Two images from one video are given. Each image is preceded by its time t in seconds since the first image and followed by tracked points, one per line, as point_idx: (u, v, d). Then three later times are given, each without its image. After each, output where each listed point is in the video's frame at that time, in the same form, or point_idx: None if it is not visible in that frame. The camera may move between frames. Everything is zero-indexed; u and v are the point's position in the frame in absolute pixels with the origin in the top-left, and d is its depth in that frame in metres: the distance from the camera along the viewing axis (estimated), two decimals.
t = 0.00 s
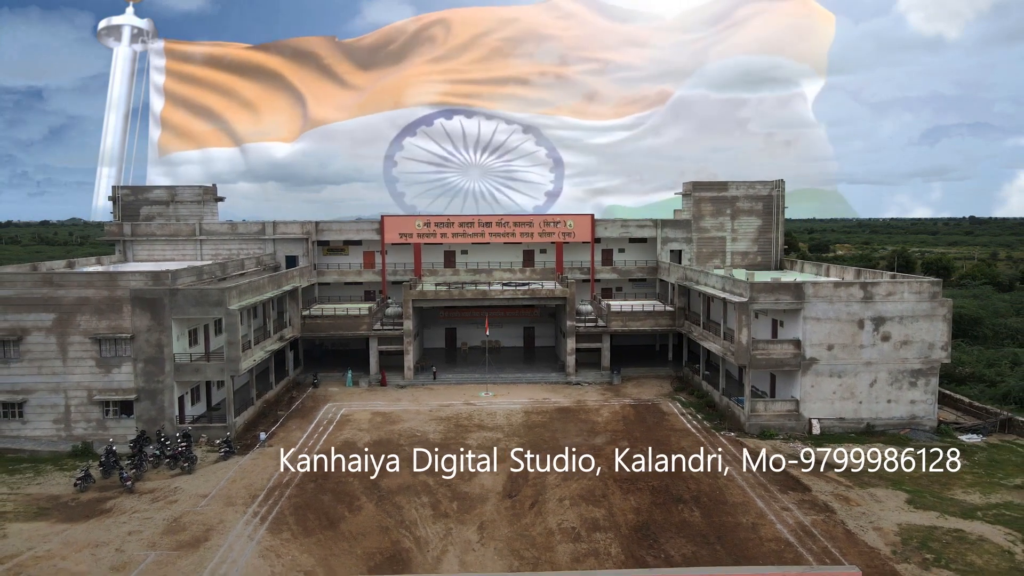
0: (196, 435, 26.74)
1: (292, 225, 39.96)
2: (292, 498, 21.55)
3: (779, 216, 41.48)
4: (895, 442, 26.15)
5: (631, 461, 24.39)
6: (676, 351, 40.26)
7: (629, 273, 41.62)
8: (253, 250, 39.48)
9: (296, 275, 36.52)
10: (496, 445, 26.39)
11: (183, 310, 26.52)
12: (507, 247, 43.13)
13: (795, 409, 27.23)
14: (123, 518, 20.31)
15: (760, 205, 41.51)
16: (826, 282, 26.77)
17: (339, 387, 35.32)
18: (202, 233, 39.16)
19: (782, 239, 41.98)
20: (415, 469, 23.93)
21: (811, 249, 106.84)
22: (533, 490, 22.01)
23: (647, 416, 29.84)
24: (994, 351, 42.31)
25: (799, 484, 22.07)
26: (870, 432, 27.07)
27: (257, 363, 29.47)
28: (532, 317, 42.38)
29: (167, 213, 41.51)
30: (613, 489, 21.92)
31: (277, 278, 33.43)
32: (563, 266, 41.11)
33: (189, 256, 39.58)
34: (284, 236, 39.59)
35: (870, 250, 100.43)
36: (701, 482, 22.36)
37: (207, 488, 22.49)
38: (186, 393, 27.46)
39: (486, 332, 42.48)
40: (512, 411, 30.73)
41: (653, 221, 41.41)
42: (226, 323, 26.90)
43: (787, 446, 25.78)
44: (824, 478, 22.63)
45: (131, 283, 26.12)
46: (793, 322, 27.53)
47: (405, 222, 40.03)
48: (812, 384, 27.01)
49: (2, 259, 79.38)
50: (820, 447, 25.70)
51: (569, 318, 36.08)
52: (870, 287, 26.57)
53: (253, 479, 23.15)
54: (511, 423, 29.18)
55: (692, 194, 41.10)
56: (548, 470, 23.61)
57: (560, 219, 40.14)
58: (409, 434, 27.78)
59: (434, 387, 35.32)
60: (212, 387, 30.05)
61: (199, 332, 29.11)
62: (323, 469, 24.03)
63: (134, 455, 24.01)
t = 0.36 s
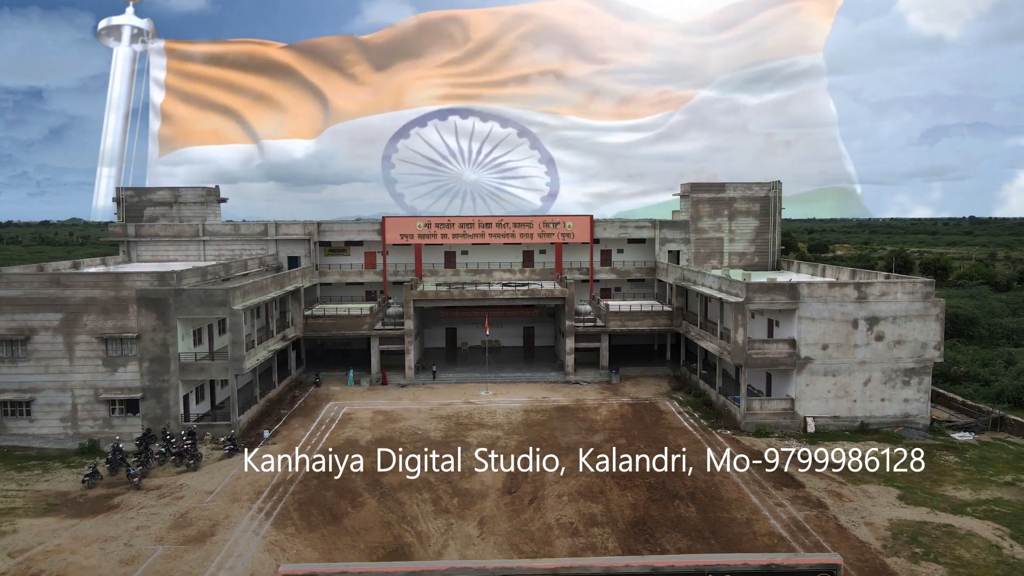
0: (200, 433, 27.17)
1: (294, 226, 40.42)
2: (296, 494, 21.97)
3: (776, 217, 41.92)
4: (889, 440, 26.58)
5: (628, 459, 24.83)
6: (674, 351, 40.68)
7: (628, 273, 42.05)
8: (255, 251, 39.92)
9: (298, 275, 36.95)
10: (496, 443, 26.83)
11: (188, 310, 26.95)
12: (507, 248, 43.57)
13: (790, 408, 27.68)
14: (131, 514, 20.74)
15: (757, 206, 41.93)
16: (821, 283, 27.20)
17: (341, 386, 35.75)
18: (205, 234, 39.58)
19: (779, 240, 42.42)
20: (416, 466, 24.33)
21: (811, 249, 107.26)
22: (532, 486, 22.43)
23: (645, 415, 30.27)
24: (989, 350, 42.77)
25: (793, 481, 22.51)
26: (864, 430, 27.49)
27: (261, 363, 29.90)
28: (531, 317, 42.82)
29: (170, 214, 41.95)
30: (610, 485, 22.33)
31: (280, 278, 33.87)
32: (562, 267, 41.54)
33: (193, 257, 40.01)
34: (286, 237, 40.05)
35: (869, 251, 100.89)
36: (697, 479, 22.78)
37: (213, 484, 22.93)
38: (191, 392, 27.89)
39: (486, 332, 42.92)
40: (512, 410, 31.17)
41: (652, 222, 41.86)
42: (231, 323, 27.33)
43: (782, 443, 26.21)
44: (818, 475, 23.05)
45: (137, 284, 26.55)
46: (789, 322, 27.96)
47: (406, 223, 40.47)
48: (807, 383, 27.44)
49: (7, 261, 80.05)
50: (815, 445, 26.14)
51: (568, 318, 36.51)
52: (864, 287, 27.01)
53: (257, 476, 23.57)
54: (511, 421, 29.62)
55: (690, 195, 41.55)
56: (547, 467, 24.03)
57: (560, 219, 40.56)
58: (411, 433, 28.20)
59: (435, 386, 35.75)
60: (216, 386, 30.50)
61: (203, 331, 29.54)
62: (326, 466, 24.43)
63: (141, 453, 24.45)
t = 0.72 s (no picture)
0: (205, 431, 27.66)
1: (297, 227, 40.92)
2: (300, 490, 22.46)
3: (773, 218, 42.37)
4: (882, 438, 27.06)
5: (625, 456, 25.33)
6: (672, 350, 41.16)
7: (626, 273, 42.53)
8: (258, 251, 40.40)
9: (300, 276, 37.41)
10: (496, 441, 27.32)
11: (193, 310, 27.43)
12: (507, 248, 44.05)
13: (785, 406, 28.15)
14: (139, 509, 21.23)
15: (755, 207, 42.36)
16: (815, 283, 27.67)
17: (343, 384, 36.23)
18: (208, 235, 40.07)
19: (775, 240, 42.87)
20: (418, 463, 24.81)
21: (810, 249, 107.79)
22: (531, 482, 22.92)
23: (642, 413, 30.76)
24: (984, 349, 43.21)
25: (787, 477, 22.99)
26: (858, 428, 27.97)
27: (264, 362, 30.37)
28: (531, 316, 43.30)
29: (174, 215, 42.42)
30: (608, 481, 22.81)
31: (283, 278, 34.34)
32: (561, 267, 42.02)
33: (196, 257, 40.50)
34: (289, 238, 40.55)
35: (868, 251, 101.33)
36: (692, 475, 23.26)
37: (219, 480, 23.42)
38: (196, 390, 28.37)
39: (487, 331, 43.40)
40: (512, 408, 31.65)
41: (650, 223, 42.33)
42: (235, 323, 27.79)
43: (777, 441, 26.70)
44: (811, 472, 23.53)
45: (143, 284, 27.01)
46: (784, 321, 28.43)
47: (407, 224, 40.96)
48: (802, 381, 27.91)
49: (12, 262, 80.60)
50: (809, 442, 26.62)
51: (567, 318, 36.98)
52: (858, 287, 27.49)
53: (262, 472, 24.05)
54: (510, 419, 30.10)
55: (688, 196, 42.02)
56: (546, 464, 24.51)
57: (559, 220, 41.01)
58: (412, 430, 28.68)
59: (436, 385, 36.23)
60: (220, 385, 30.97)
61: (208, 331, 30.01)
62: (329, 463, 24.91)
63: (147, 450, 24.92)
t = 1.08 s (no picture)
0: (210, 429, 28.14)
1: (299, 228, 41.43)
2: (304, 487, 22.94)
3: (770, 219, 42.84)
4: (875, 435, 27.54)
5: (623, 453, 25.82)
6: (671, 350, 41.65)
7: (625, 274, 43.02)
8: (261, 252, 40.90)
9: (303, 276, 37.85)
10: (496, 438, 27.80)
11: (198, 310, 27.89)
12: (507, 249, 44.53)
13: (780, 404, 28.63)
14: (147, 505, 21.72)
15: (752, 208, 42.82)
16: (810, 283, 28.13)
17: (345, 383, 36.71)
18: (212, 236, 40.56)
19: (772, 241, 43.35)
20: (419, 460, 25.27)
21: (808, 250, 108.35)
22: (530, 479, 23.40)
23: (640, 411, 31.24)
24: (979, 348, 43.69)
25: (781, 474, 23.47)
26: (852, 426, 28.44)
27: (267, 361, 30.83)
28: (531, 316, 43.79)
29: (177, 216, 42.89)
30: (605, 478, 23.29)
31: (286, 278, 34.80)
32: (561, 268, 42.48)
33: (200, 258, 40.97)
34: (291, 239, 41.05)
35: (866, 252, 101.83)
36: (688, 472, 23.74)
37: (224, 476, 23.91)
38: (200, 389, 28.85)
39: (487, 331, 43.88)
40: (511, 407, 32.13)
41: (648, 224, 42.82)
42: (239, 323, 28.23)
43: (772, 438, 27.18)
44: (805, 468, 24.01)
45: (149, 284, 27.47)
46: (779, 321, 28.90)
47: (407, 224, 41.36)
48: (797, 380, 28.37)
49: (17, 262, 81.07)
50: (803, 440, 27.10)
51: (566, 318, 37.45)
52: (851, 287, 27.98)
53: (266, 469, 24.53)
54: (510, 417, 30.58)
55: (686, 197, 42.50)
56: (545, 461, 24.99)
57: (558, 221, 41.42)
58: (413, 428, 29.17)
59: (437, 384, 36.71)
60: (224, 383, 31.46)
61: (212, 331, 30.48)
62: (332, 460, 25.39)
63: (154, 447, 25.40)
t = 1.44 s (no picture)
0: (215, 427, 28.62)
1: (301, 229, 41.89)
2: (308, 482, 23.42)
3: (767, 220, 43.32)
4: (869, 433, 28.01)
5: (620, 450, 26.28)
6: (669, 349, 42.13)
7: (623, 274, 43.49)
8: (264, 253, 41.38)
9: (305, 276, 38.28)
10: (496, 436, 28.29)
11: (203, 309, 28.37)
12: (507, 249, 45.01)
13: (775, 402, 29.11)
14: (154, 500, 22.19)
15: (749, 209, 43.31)
16: (805, 283, 28.60)
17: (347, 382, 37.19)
18: (215, 236, 41.04)
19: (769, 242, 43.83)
20: (420, 457, 25.75)
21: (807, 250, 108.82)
22: (529, 475, 23.88)
23: (638, 410, 31.71)
24: (974, 348, 44.15)
25: (775, 470, 23.95)
26: (846, 423, 28.92)
27: (270, 360, 31.30)
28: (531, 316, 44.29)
29: (181, 217, 43.35)
30: (603, 474, 23.77)
31: (288, 278, 35.25)
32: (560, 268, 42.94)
33: (203, 258, 41.45)
34: (293, 239, 41.52)
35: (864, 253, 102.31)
36: (684, 468, 24.21)
37: (229, 473, 24.39)
38: (205, 387, 29.32)
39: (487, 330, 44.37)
40: (511, 405, 32.60)
41: (647, 224, 43.30)
42: (244, 322, 28.71)
43: (767, 436, 27.67)
44: (799, 465, 24.49)
45: (155, 284, 27.93)
46: (774, 321, 29.36)
47: (408, 225, 41.68)
48: (791, 379, 28.86)
49: (19, 262, 81.40)
50: (798, 437, 27.59)
51: (565, 318, 37.93)
52: (845, 287, 28.46)
53: (270, 465, 25.03)
54: (510, 415, 31.06)
55: (684, 199, 42.99)
56: (544, 458, 25.46)
57: (557, 222, 41.85)
58: (414, 426, 29.66)
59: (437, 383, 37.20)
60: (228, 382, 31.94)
61: (217, 330, 30.97)
62: (335, 457, 25.87)
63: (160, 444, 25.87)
